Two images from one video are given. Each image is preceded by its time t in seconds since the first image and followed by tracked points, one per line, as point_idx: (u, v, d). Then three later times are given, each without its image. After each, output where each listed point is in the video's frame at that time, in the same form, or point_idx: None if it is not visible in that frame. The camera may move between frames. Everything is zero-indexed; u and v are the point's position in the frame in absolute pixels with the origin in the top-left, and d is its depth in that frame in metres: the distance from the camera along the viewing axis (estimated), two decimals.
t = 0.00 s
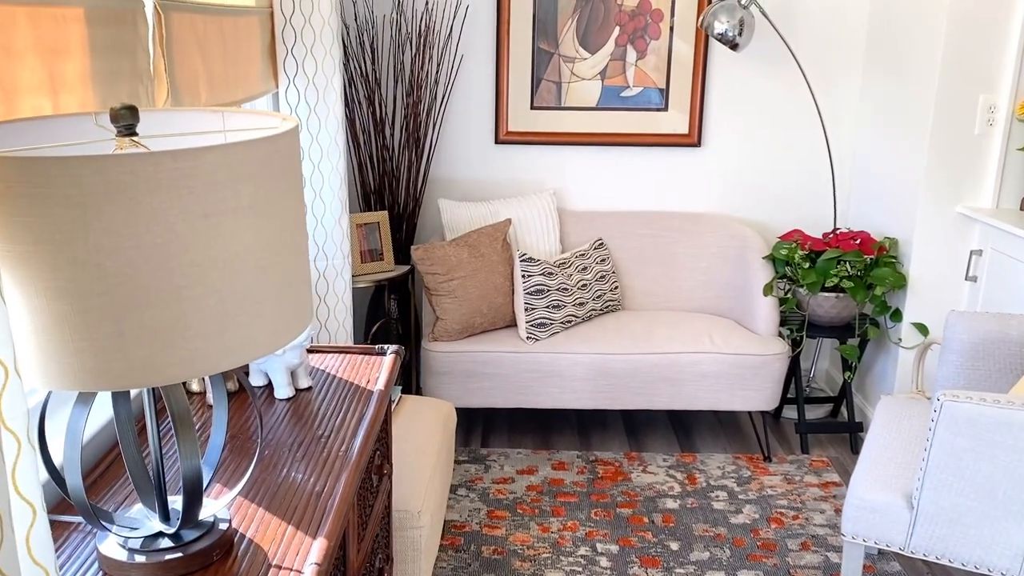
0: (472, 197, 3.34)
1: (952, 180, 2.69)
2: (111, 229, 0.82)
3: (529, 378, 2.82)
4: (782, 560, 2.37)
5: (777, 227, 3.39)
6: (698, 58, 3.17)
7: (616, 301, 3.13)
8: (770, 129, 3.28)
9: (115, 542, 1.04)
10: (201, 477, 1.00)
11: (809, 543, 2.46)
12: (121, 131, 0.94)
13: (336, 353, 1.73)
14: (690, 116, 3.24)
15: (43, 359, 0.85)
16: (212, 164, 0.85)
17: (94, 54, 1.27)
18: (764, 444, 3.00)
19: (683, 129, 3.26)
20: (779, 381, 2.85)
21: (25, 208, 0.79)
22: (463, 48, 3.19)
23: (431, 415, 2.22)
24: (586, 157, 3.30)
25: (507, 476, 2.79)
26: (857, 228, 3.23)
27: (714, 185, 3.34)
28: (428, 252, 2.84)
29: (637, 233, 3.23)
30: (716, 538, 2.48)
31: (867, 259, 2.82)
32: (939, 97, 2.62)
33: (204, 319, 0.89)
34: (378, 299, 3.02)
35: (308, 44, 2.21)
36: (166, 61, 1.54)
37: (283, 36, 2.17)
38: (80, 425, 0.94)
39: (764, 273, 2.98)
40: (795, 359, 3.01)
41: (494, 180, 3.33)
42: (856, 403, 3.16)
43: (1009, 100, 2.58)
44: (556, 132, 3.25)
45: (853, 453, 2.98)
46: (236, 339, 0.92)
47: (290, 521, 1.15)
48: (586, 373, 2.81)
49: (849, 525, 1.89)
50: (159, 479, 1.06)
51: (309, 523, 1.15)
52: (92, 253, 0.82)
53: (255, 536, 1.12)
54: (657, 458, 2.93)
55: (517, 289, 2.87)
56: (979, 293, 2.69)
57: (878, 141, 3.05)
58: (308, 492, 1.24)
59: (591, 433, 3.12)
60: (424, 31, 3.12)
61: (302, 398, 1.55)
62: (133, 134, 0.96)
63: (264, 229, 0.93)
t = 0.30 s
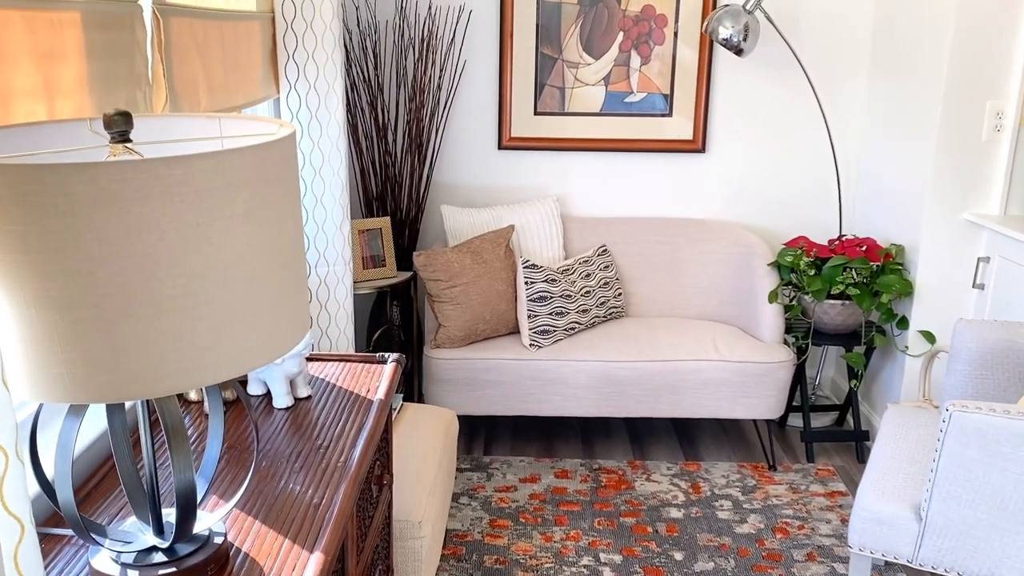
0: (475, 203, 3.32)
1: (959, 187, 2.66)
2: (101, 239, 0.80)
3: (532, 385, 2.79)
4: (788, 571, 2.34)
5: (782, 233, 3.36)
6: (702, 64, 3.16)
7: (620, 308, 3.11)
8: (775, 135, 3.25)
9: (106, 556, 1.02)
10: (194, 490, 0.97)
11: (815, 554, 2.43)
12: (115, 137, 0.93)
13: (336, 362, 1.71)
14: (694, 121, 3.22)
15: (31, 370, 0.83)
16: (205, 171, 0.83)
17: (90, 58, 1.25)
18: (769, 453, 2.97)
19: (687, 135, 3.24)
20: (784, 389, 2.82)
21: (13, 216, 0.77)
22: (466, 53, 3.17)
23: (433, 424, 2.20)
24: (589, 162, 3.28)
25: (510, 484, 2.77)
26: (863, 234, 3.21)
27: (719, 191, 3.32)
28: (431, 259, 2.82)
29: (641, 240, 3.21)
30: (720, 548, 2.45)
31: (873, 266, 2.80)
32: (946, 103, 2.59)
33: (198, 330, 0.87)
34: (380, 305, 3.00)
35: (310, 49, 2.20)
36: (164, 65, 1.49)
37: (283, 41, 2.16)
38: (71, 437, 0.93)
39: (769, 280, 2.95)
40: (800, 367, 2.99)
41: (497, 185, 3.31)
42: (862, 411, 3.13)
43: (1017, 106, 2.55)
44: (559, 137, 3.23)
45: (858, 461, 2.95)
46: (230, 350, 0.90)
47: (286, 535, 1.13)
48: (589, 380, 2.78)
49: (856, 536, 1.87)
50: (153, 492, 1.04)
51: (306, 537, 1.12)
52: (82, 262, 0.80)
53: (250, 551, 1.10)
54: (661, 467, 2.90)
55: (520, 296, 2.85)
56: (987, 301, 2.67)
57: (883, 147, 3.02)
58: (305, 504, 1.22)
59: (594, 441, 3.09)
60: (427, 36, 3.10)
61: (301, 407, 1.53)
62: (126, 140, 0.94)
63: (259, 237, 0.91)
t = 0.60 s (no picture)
0: (479, 208, 3.30)
1: (968, 193, 2.64)
2: (94, 246, 0.78)
3: (536, 392, 2.77)
4: None
5: (789, 239, 3.34)
6: (708, 69, 3.13)
7: (625, 314, 3.08)
8: (781, 140, 3.23)
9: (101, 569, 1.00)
10: (191, 503, 0.95)
11: (822, 564, 2.40)
12: (111, 141, 0.91)
13: (338, 369, 1.68)
14: (700, 127, 3.20)
15: (24, 380, 0.81)
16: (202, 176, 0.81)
17: (88, 61, 1.23)
18: (775, 461, 2.95)
19: (693, 140, 3.21)
20: (790, 397, 2.79)
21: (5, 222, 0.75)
22: (470, 58, 3.15)
23: (436, 432, 2.18)
24: (594, 167, 3.26)
25: (513, 492, 2.74)
26: (870, 240, 3.18)
27: (725, 196, 3.30)
28: (435, 264, 2.80)
29: (646, 246, 3.19)
30: (727, 557, 2.42)
31: (880, 272, 2.77)
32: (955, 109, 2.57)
33: (194, 339, 0.84)
34: (384, 311, 2.98)
35: (313, 52, 2.18)
36: (165, 69, 1.48)
37: (287, 44, 2.14)
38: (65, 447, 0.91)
39: (776, 287, 2.93)
40: (807, 374, 2.96)
41: (501, 191, 3.29)
42: (869, 419, 3.10)
43: None
44: (564, 142, 3.21)
45: (866, 470, 2.92)
46: (227, 360, 0.88)
47: (285, 548, 1.11)
48: (594, 387, 2.75)
49: (865, 547, 1.86)
50: (149, 503, 1.02)
51: (305, 550, 1.10)
52: (75, 269, 0.78)
53: (248, 564, 1.08)
54: (666, 475, 2.87)
55: (525, 302, 2.83)
56: (997, 308, 2.64)
57: (891, 153, 3.00)
58: (304, 516, 1.20)
59: (598, 448, 3.07)
60: (431, 41, 3.09)
61: (301, 416, 1.51)
62: (123, 144, 0.92)
63: (256, 244, 0.89)
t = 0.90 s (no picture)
0: (482, 214, 3.27)
1: (978, 199, 2.60)
2: (73, 255, 0.74)
3: (539, 400, 2.73)
4: None
5: (795, 246, 3.30)
6: (714, 74, 3.10)
7: (629, 321, 3.05)
8: (788, 145, 3.19)
9: None
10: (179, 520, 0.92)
11: None
12: (97, 146, 0.87)
13: (336, 379, 1.65)
14: (706, 131, 3.16)
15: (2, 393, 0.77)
16: (188, 184, 0.78)
17: (78, 64, 1.21)
18: (782, 471, 2.90)
19: (698, 146, 3.18)
20: (797, 406, 2.75)
21: None
22: (473, 62, 3.12)
23: (437, 442, 2.14)
24: (598, 173, 3.23)
25: (516, 502, 2.71)
26: (877, 247, 3.14)
27: (730, 202, 3.26)
28: (437, 270, 2.77)
29: (651, 252, 3.15)
30: (733, 569, 2.38)
31: (888, 280, 2.73)
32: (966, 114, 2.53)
33: (179, 353, 0.81)
34: (385, 318, 2.95)
35: (313, 56, 2.15)
36: (161, 72, 1.45)
37: (287, 48, 2.11)
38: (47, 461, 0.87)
39: (782, 294, 2.89)
40: (814, 383, 2.92)
41: (505, 196, 3.26)
42: (877, 428, 3.05)
43: None
44: (569, 148, 3.18)
45: (874, 480, 2.88)
46: (215, 375, 0.84)
47: (278, 565, 1.07)
48: (598, 396, 2.71)
49: (873, 562, 1.81)
50: (136, 520, 0.98)
51: (298, 567, 1.07)
52: (55, 278, 0.74)
53: None
54: (671, 485, 2.83)
55: (528, 309, 2.79)
56: (1008, 317, 2.60)
57: (899, 159, 2.96)
58: (299, 531, 1.16)
59: (602, 458, 3.03)
60: (433, 45, 3.06)
61: (298, 427, 1.47)
62: (109, 150, 0.89)
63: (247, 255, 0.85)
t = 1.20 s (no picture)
0: (483, 222, 3.24)
1: (985, 209, 2.56)
2: (37, 274, 0.71)
3: (539, 412, 2.69)
4: None
5: (799, 255, 3.26)
6: (717, 81, 3.07)
7: (631, 331, 3.01)
8: (792, 153, 3.16)
9: None
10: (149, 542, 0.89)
11: None
12: (68, 159, 0.85)
13: (327, 392, 1.62)
14: (709, 139, 3.13)
15: None
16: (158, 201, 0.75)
17: (61, 74, 1.19)
18: (785, 483, 2.86)
19: (701, 154, 3.15)
20: (801, 418, 2.71)
21: None
22: (474, 70, 3.10)
23: (433, 455, 2.11)
24: (600, 181, 3.20)
25: (515, 515, 2.67)
26: (883, 257, 3.10)
27: (734, 211, 3.22)
28: (436, 280, 2.74)
29: (653, 261, 3.12)
30: None
31: (893, 290, 2.69)
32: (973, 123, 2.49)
33: (148, 376, 0.78)
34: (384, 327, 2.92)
35: (310, 64, 2.12)
36: (148, 82, 1.43)
37: (282, 56, 2.09)
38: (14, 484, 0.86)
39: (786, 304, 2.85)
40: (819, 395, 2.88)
41: (506, 204, 3.23)
42: (882, 440, 3.01)
43: None
44: (571, 156, 3.15)
45: (879, 494, 2.83)
46: (186, 398, 0.81)
47: None
48: (598, 407, 2.68)
49: None
50: (110, 542, 0.96)
51: None
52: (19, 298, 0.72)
53: None
54: (673, 498, 2.79)
55: (528, 318, 2.76)
56: (1015, 329, 2.55)
57: (905, 168, 2.92)
58: (283, 552, 1.13)
59: (603, 469, 2.99)
60: (434, 52, 3.04)
61: (286, 442, 1.44)
62: (81, 163, 0.86)
63: (220, 273, 0.83)
